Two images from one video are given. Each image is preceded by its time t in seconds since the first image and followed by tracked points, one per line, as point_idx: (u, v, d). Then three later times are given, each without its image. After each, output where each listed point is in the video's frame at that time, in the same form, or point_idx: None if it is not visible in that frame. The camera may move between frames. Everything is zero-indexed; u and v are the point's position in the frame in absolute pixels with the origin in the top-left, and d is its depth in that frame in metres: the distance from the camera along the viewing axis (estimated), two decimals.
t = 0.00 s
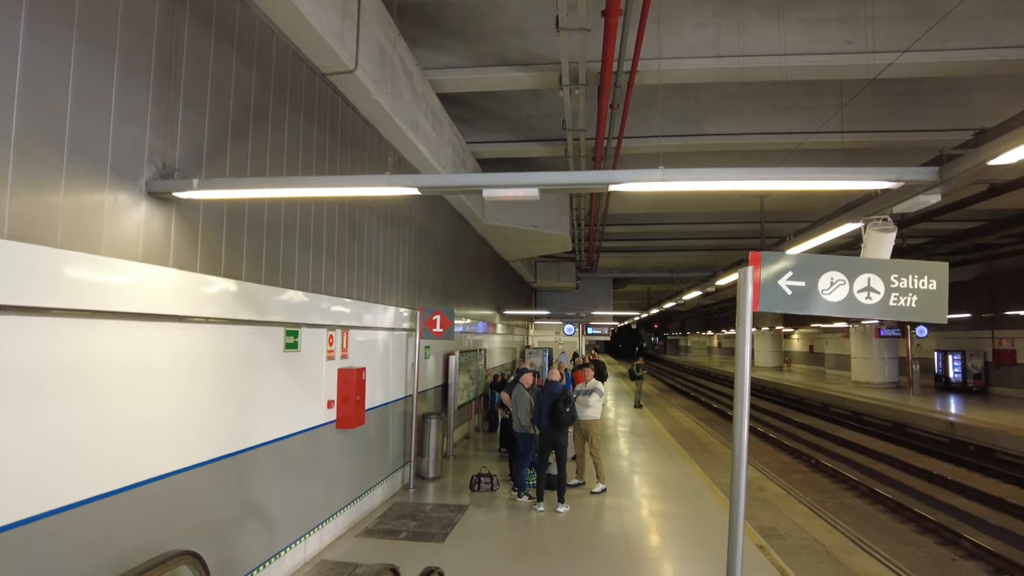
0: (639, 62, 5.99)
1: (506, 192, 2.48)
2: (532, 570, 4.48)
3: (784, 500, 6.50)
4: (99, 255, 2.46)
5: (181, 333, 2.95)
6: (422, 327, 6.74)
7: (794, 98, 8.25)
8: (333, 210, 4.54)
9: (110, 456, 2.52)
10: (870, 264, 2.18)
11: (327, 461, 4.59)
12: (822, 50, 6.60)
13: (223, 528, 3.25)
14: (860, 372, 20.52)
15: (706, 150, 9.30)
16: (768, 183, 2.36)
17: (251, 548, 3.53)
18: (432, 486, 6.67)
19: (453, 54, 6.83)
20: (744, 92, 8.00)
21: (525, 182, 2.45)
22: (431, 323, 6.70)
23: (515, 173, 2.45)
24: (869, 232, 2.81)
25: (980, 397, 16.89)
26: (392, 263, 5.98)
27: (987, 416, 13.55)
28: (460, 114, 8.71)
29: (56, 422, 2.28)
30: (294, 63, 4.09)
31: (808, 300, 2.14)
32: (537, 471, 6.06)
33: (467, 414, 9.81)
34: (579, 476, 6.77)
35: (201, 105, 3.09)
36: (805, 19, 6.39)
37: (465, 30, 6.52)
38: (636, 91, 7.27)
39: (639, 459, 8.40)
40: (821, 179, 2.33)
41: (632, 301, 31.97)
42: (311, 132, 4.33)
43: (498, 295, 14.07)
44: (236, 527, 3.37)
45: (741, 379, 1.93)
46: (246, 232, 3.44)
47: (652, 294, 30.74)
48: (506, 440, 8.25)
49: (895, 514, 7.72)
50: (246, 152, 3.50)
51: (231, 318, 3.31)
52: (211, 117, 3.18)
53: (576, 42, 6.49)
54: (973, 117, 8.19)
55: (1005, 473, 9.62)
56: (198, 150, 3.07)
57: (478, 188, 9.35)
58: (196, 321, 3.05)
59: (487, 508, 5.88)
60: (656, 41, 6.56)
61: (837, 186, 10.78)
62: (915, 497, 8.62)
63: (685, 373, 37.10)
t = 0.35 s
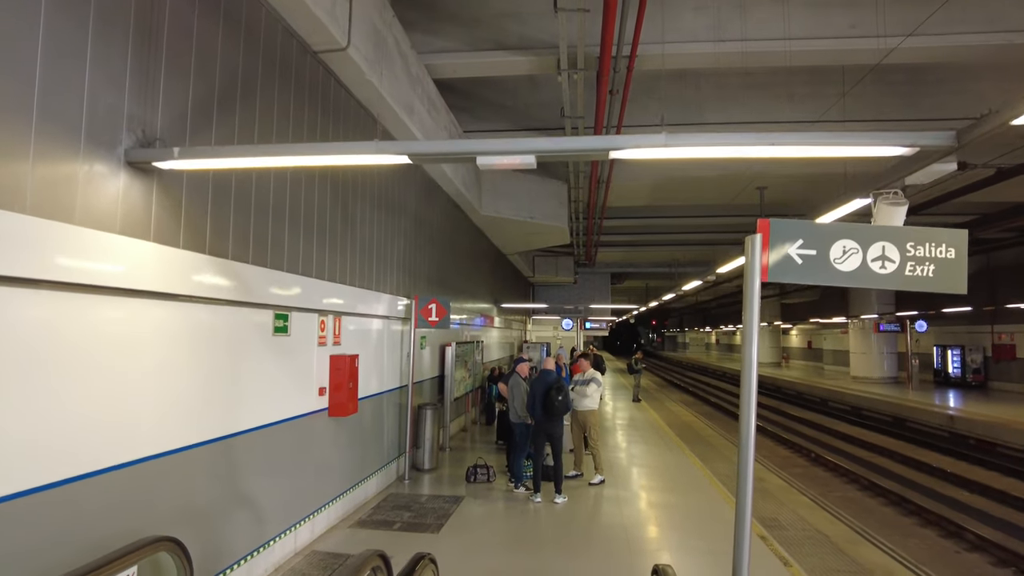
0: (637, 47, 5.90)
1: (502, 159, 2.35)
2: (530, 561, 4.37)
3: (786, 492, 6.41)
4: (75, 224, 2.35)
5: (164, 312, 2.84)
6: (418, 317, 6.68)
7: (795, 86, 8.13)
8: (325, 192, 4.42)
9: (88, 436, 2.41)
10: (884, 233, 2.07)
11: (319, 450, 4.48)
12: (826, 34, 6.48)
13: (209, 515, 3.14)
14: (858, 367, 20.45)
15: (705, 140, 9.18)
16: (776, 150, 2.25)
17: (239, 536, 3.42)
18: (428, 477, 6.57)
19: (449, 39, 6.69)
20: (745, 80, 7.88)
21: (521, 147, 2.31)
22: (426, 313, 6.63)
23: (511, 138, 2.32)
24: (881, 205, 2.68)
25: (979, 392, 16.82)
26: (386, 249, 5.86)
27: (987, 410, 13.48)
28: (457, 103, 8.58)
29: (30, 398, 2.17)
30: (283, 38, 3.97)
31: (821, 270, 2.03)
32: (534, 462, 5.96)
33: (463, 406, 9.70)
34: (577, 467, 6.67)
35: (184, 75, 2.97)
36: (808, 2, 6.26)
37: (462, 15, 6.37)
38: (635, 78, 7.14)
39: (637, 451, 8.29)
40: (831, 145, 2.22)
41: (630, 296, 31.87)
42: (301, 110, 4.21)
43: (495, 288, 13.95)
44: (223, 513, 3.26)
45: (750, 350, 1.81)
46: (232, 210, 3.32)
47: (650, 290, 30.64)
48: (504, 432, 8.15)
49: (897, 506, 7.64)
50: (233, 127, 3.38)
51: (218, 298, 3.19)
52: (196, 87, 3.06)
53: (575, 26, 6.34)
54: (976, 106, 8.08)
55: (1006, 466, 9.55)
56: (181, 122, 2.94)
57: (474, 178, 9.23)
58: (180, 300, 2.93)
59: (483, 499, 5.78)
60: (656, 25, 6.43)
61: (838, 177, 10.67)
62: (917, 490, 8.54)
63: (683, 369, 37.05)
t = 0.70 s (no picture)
0: (635, 31, 5.77)
1: (495, 124, 2.25)
2: (526, 550, 4.27)
3: (786, 482, 6.31)
4: (42, 190, 2.21)
5: (141, 289, 2.71)
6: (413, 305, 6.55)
7: (796, 72, 7.99)
8: (315, 171, 4.30)
9: (60, 415, 2.28)
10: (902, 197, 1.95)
11: (309, 437, 4.36)
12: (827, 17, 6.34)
13: (191, 501, 3.02)
14: (856, 361, 20.39)
15: (703, 128, 9.06)
16: (784, 112, 2.14)
17: (223, 525, 3.31)
18: (421, 468, 6.47)
19: (444, 21, 6.54)
20: (744, 66, 7.74)
21: (514, 110, 2.20)
22: (420, 300, 6.49)
23: (504, 100, 2.20)
24: (892, 175, 2.54)
25: (978, 385, 16.76)
26: (378, 235, 5.73)
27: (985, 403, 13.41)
28: (452, 89, 8.43)
29: None
30: (271, 12, 3.85)
31: (832, 236, 1.91)
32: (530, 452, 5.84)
33: (459, 398, 9.59)
34: (573, 457, 6.58)
35: (164, 40, 2.83)
36: None
37: None
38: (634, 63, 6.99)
39: (635, 443, 8.18)
40: (841, 105, 2.11)
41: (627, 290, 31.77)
42: (289, 85, 4.07)
43: (491, 280, 13.83)
44: (206, 500, 3.14)
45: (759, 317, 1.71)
46: (216, 185, 3.20)
47: (648, 284, 30.55)
48: (500, 423, 8.05)
49: (897, 498, 7.54)
50: (217, 98, 3.25)
51: (201, 276, 3.07)
52: (176, 55, 2.93)
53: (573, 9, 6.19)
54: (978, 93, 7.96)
55: (1006, 457, 9.47)
56: (160, 90, 2.81)
57: (470, 167, 9.10)
58: (158, 277, 2.81)
59: (478, 489, 5.68)
60: (655, 7, 6.29)
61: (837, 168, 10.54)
62: (917, 482, 8.45)
63: (680, 364, 36.99)
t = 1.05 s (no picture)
0: (635, 12, 5.56)
1: (489, 83, 2.12)
2: (521, 541, 4.15)
3: (788, 473, 6.20)
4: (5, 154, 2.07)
5: (116, 264, 2.58)
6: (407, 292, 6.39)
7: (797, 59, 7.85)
8: (304, 146, 4.16)
9: (20, 394, 2.15)
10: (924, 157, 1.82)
11: (299, 425, 4.23)
12: None
13: (170, 488, 2.90)
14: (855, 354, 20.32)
15: (703, 116, 8.92)
16: (794, 70, 2.01)
17: (206, 514, 3.18)
18: (416, 459, 6.35)
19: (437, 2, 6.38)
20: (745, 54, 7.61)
21: (506, 68, 2.07)
22: (414, 288, 6.34)
23: (496, 58, 2.07)
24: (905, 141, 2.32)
25: (976, 379, 16.68)
26: (371, 221, 5.59)
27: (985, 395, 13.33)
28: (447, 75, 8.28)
29: None
30: None
31: (847, 198, 1.79)
32: (527, 442, 5.72)
33: (456, 389, 9.47)
34: (571, 448, 6.46)
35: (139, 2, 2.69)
36: None
37: None
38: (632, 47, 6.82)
39: (633, 434, 8.07)
40: (856, 63, 1.98)
41: (626, 284, 31.65)
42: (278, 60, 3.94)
43: (488, 272, 13.69)
44: (186, 487, 3.01)
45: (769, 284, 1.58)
46: (198, 158, 3.07)
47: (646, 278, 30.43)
48: (496, 415, 7.93)
49: (899, 490, 7.44)
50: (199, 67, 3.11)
51: (182, 253, 2.94)
52: (155, 18, 2.79)
53: None
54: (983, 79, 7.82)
55: (1008, 449, 9.37)
56: (137, 54, 2.68)
57: (466, 155, 8.96)
58: (135, 253, 2.68)
59: (473, 479, 5.56)
60: None
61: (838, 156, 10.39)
62: (918, 473, 8.35)
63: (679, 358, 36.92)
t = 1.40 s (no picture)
0: None
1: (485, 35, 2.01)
2: (518, 532, 4.03)
3: (790, 464, 6.08)
4: None
5: (87, 234, 2.43)
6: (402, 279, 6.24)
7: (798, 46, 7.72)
8: (292, 121, 4.03)
9: None
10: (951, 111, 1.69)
11: (289, 413, 4.10)
12: None
13: (150, 473, 2.77)
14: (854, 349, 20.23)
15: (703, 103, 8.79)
16: (809, 21, 1.89)
17: (189, 501, 3.06)
18: (411, 450, 6.23)
19: None
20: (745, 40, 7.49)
21: (501, 20, 1.95)
22: (409, 275, 6.20)
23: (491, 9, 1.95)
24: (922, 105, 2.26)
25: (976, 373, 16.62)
26: (364, 205, 5.45)
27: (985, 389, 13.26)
28: (443, 61, 8.13)
29: None
30: None
31: (864, 155, 1.66)
32: (524, 433, 5.60)
33: (452, 381, 9.35)
34: (569, 439, 6.34)
35: None
36: None
37: None
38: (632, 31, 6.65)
39: (632, 426, 7.96)
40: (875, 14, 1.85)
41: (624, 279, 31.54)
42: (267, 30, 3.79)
43: (485, 264, 13.57)
44: (166, 473, 2.88)
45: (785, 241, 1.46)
46: (179, 129, 2.93)
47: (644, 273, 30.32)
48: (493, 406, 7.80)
49: (902, 482, 7.33)
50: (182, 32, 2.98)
51: (162, 228, 2.80)
52: None
53: None
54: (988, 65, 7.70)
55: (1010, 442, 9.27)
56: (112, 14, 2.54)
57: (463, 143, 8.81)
58: (110, 223, 2.54)
59: (469, 470, 5.44)
60: None
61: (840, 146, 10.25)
62: (920, 466, 8.24)
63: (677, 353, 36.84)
